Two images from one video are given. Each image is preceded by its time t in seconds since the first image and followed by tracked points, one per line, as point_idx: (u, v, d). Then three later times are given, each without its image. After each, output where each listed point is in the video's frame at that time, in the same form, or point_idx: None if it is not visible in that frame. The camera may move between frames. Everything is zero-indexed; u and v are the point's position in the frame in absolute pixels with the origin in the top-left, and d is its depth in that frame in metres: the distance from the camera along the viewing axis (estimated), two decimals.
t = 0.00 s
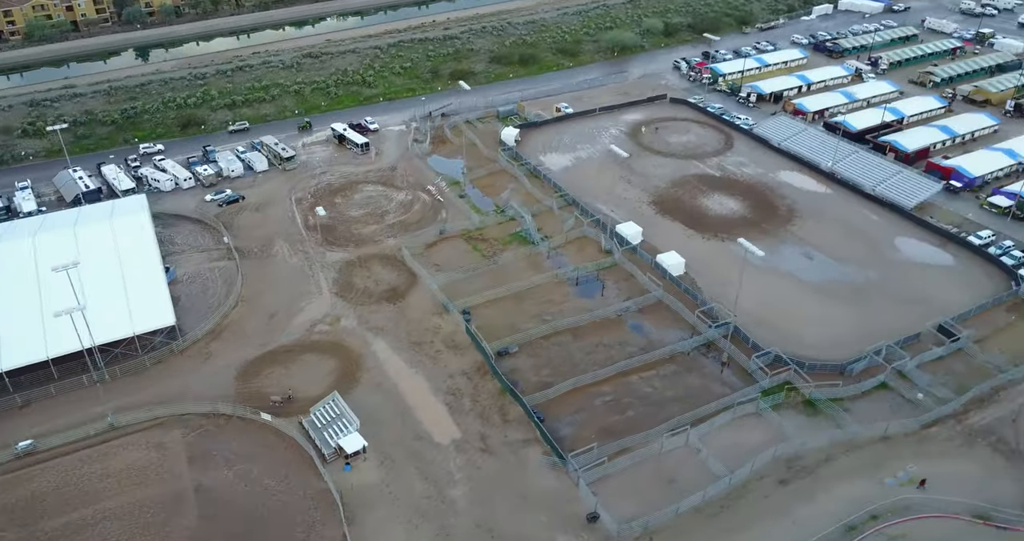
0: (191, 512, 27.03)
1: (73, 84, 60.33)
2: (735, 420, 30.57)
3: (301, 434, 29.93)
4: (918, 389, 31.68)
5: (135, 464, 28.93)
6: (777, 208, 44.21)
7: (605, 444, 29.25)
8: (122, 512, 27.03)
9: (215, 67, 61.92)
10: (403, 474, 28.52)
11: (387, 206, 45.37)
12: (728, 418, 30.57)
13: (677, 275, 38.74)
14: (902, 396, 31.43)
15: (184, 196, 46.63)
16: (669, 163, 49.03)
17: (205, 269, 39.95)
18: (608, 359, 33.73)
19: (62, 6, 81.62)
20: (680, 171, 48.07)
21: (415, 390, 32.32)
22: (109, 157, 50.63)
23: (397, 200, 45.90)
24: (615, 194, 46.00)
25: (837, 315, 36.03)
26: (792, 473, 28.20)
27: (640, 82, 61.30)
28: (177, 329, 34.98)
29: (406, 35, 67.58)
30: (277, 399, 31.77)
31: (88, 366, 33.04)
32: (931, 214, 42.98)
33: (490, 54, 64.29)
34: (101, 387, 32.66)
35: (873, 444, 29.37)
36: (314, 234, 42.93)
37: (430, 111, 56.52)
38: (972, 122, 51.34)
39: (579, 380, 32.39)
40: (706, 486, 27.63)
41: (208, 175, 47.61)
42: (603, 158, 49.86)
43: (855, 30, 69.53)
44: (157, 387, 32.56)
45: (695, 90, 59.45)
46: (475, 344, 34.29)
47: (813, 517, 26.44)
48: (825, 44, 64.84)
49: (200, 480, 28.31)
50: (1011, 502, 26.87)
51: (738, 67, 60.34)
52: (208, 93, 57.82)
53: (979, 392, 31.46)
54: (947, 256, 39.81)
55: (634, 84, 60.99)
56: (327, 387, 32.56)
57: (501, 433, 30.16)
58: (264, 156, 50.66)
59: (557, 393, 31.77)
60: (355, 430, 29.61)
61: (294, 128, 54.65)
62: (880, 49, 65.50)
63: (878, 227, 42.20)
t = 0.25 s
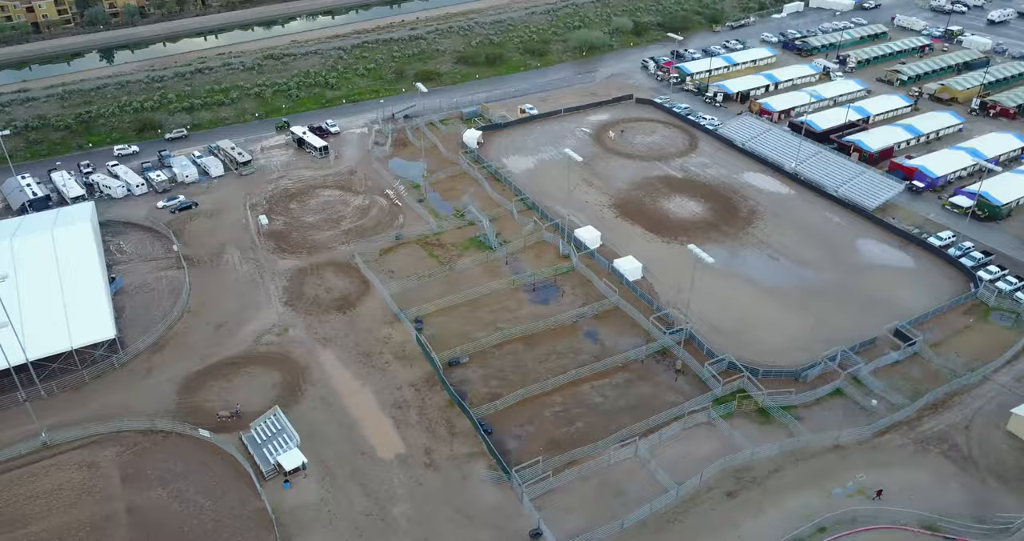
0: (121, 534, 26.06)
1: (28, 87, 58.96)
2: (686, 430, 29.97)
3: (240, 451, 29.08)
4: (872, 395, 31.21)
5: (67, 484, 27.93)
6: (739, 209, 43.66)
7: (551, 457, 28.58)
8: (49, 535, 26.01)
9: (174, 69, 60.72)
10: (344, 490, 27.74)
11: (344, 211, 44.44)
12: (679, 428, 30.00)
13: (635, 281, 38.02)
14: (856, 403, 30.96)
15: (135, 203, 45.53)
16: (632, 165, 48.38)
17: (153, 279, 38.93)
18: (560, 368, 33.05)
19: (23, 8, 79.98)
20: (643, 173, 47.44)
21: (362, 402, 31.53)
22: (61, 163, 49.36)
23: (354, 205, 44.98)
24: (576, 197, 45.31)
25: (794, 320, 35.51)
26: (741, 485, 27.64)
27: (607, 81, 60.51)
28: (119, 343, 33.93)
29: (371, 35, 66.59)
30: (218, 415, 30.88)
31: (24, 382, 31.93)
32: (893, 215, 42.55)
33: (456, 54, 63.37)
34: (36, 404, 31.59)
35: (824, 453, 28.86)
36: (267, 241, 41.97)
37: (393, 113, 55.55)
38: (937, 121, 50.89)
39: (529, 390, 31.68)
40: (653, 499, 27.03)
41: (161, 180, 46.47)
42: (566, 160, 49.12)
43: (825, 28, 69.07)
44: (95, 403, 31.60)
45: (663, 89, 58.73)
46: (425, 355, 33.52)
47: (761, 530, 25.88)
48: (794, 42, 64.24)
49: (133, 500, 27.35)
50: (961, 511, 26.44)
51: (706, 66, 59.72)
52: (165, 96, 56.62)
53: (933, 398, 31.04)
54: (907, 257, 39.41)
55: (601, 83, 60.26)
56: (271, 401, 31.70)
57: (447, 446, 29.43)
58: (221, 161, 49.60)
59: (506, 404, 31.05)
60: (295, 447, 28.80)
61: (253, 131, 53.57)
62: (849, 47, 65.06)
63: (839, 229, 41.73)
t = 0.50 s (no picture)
0: None
1: None
2: (632, 439, 29.39)
3: (173, 470, 28.21)
4: (821, 401, 30.81)
5: None
6: (696, 211, 43.17)
7: (493, 471, 27.92)
8: None
9: (128, 73, 59.46)
10: (278, 508, 26.90)
11: (295, 217, 43.51)
12: (625, 437, 29.44)
13: (587, 286, 37.43)
14: (805, 408, 30.56)
15: (81, 211, 44.34)
16: (591, 167, 47.77)
17: (94, 291, 37.85)
18: (507, 377, 32.37)
19: None
20: (602, 175, 46.86)
21: (302, 416, 30.69)
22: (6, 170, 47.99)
23: (307, 211, 44.06)
24: (533, 200, 44.62)
25: (747, 324, 35.06)
26: (685, 496, 27.10)
27: (571, 82, 59.77)
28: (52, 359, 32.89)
29: (333, 36, 65.61)
30: (153, 432, 29.96)
31: None
32: (850, 216, 42.24)
33: (419, 55, 62.49)
34: None
35: (770, 461, 28.40)
36: (215, 249, 40.96)
37: (352, 115, 54.61)
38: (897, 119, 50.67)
39: (474, 401, 30.99)
40: (594, 512, 26.41)
41: (109, 187, 45.27)
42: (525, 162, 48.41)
43: (792, 26, 68.68)
44: (26, 421, 30.55)
45: (626, 89, 58.11)
46: (369, 366, 32.75)
47: None
48: (759, 40, 63.86)
49: (59, 522, 26.38)
50: (906, 519, 26.03)
51: (670, 66, 59.19)
52: (118, 100, 55.34)
53: (882, 403, 30.69)
54: (862, 258, 39.07)
55: (565, 84, 59.55)
56: (209, 416, 30.81)
57: (387, 461, 28.68)
58: (172, 166, 48.44)
59: (450, 416, 30.35)
60: (229, 465, 28.06)
61: (207, 135, 52.41)
62: (814, 45, 64.82)
63: (796, 230, 41.35)
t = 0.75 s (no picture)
0: None
1: None
2: (575, 449, 28.84)
3: (99, 490, 27.31)
4: (767, 406, 30.46)
5: None
6: (651, 214, 42.73)
7: (430, 484, 27.28)
8: None
9: (79, 77, 58.29)
10: (207, 527, 26.09)
11: (244, 223, 42.67)
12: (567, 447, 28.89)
13: (536, 291, 36.84)
14: (750, 415, 30.15)
15: (24, 220, 43.16)
16: (548, 170, 47.18)
17: (30, 303, 36.77)
18: (451, 387, 31.74)
19: None
20: (558, 178, 46.29)
21: (237, 431, 29.91)
22: None
23: (256, 218, 43.16)
24: (487, 203, 43.93)
25: (696, 329, 34.63)
26: (625, 507, 26.59)
27: (532, 82, 59.05)
28: None
29: (292, 38, 64.63)
30: (82, 449, 29.04)
31: None
32: (805, 216, 41.96)
33: (379, 56, 61.64)
34: None
35: (713, 469, 27.98)
36: (159, 258, 39.99)
37: (308, 118, 53.68)
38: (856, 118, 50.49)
39: (415, 412, 30.33)
40: (532, 526, 25.83)
41: (53, 195, 44.06)
42: (481, 165, 47.79)
43: (757, 23, 68.21)
44: None
45: (588, 90, 57.55)
46: (310, 377, 31.98)
47: None
48: (722, 39, 63.54)
49: None
50: (846, 526, 25.67)
51: (632, 65, 58.70)
52: (67, 105, 54.11)
53: (828, 407, 30.38)
54: (815, 260, 38.78)
55: (526, 84, 58.88)
56: (142, 432, 29.92)
57: (323, 476, 27.96)
58: (120, 172, 47.28)
59: (389, 428, 29.68)
60: (157, 484, 27.13)
61: (159, 140, 51.27)
62: (778, 44, 64.63)
63: (750, 231, 41.02)
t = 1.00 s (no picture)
0: None
1: None
2: (514, 460, 28.34)
3: (21, 511, 26.44)
4: (711, 412, 30.11)
5: None
6: (605, 216, 42.28)
7: (364, 499, 26.66)
8: None
9: (27, 81, 56.98)
10: None
11: (190, 230, 41.79)
12: (506, 458, 28.35)
13: (484, 297, 36.18)
14: (693, 419, 29.82)
15: None
16: (504, 172, 46.60)
17: None
18: (392, 397, 31.12)
19: None
20: (513, 181, 45.70)
21: (169, 446, 29.12)
22: None
23: (203, 224, 42.27)
24: (440, 207, 43.27)
25: (645, 333, 34.15)
26: (562, 519, 26.11)
27: (492, 83, 58.28)
28: None
29: (249, 40, 63.59)
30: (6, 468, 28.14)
31: None
32: (758, 217, 41.71)
33: (338, 58, 60.76)
34: None
35: (653, 478, 27.59)
36: (101, 268, 39.00)
37: (262, 122, 52.73)
38: (814, 116, 50.28)
39: (353, 424, 29.68)
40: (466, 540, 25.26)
41: None
42: (436, 167, 47.14)
43: (721, 22, 67.53)
44: None
45: (548, 90, 56.98)
46: (247, 389, 31.26)
47: None
48: (685, 38, 63.20)
49: None
50: (784, 533, 25.37)
51: (593, 65, 58.19)
52: (13, 110, 52.80)
53: (771, 412, 30.10)
54: (768, 261, 38.49)
55: (487, 85, 58.14)
56: (70, 448, 29.04)
57: (255, 492, 27.26)
58: (65, 179, 46.11)
59: (326, 441, 29.03)
60: (80, 504, 26.31)
61: (108, 145, 50.12)
62: (740, 42, 64.40)
63: (703, 233, 40.69)
